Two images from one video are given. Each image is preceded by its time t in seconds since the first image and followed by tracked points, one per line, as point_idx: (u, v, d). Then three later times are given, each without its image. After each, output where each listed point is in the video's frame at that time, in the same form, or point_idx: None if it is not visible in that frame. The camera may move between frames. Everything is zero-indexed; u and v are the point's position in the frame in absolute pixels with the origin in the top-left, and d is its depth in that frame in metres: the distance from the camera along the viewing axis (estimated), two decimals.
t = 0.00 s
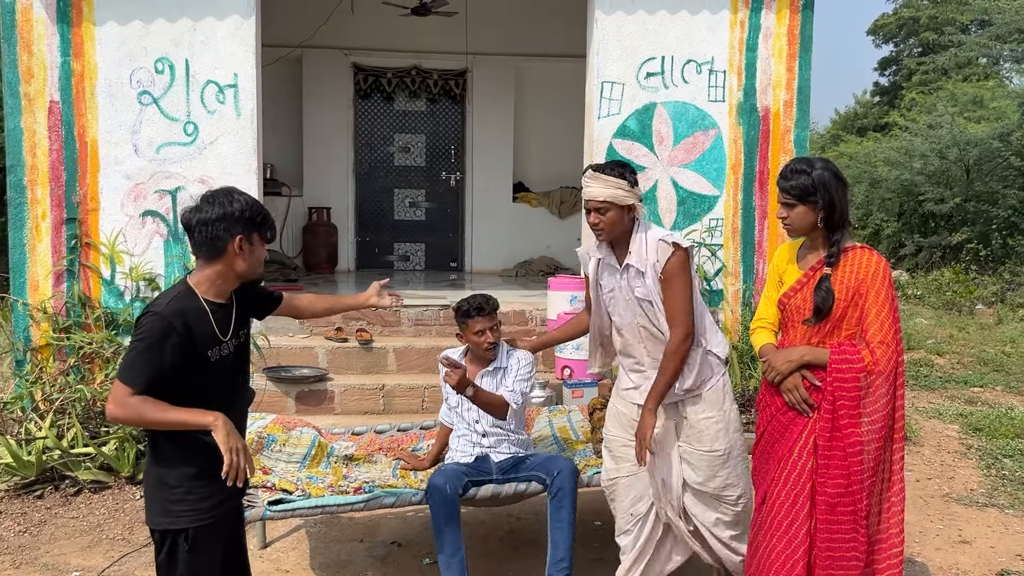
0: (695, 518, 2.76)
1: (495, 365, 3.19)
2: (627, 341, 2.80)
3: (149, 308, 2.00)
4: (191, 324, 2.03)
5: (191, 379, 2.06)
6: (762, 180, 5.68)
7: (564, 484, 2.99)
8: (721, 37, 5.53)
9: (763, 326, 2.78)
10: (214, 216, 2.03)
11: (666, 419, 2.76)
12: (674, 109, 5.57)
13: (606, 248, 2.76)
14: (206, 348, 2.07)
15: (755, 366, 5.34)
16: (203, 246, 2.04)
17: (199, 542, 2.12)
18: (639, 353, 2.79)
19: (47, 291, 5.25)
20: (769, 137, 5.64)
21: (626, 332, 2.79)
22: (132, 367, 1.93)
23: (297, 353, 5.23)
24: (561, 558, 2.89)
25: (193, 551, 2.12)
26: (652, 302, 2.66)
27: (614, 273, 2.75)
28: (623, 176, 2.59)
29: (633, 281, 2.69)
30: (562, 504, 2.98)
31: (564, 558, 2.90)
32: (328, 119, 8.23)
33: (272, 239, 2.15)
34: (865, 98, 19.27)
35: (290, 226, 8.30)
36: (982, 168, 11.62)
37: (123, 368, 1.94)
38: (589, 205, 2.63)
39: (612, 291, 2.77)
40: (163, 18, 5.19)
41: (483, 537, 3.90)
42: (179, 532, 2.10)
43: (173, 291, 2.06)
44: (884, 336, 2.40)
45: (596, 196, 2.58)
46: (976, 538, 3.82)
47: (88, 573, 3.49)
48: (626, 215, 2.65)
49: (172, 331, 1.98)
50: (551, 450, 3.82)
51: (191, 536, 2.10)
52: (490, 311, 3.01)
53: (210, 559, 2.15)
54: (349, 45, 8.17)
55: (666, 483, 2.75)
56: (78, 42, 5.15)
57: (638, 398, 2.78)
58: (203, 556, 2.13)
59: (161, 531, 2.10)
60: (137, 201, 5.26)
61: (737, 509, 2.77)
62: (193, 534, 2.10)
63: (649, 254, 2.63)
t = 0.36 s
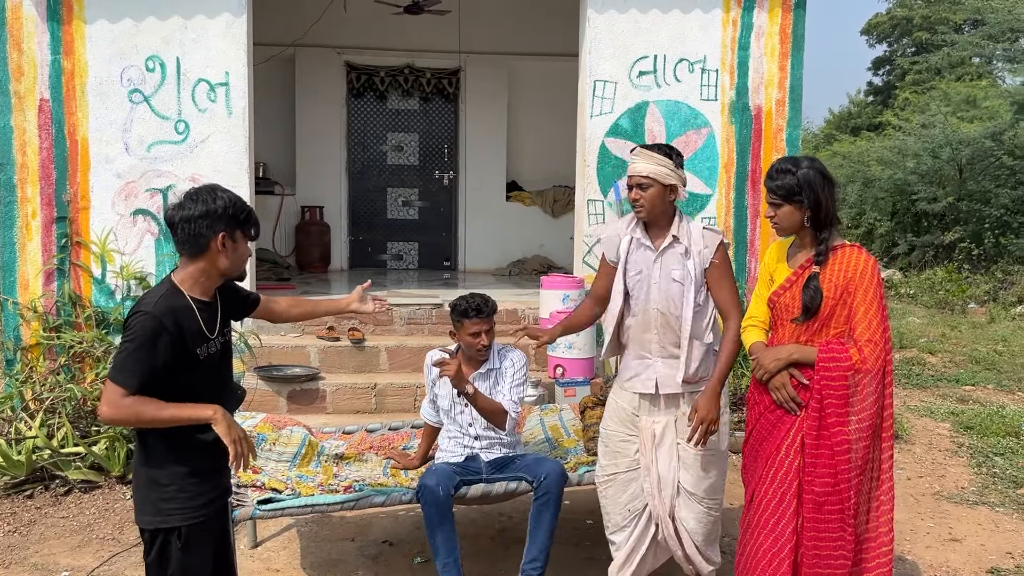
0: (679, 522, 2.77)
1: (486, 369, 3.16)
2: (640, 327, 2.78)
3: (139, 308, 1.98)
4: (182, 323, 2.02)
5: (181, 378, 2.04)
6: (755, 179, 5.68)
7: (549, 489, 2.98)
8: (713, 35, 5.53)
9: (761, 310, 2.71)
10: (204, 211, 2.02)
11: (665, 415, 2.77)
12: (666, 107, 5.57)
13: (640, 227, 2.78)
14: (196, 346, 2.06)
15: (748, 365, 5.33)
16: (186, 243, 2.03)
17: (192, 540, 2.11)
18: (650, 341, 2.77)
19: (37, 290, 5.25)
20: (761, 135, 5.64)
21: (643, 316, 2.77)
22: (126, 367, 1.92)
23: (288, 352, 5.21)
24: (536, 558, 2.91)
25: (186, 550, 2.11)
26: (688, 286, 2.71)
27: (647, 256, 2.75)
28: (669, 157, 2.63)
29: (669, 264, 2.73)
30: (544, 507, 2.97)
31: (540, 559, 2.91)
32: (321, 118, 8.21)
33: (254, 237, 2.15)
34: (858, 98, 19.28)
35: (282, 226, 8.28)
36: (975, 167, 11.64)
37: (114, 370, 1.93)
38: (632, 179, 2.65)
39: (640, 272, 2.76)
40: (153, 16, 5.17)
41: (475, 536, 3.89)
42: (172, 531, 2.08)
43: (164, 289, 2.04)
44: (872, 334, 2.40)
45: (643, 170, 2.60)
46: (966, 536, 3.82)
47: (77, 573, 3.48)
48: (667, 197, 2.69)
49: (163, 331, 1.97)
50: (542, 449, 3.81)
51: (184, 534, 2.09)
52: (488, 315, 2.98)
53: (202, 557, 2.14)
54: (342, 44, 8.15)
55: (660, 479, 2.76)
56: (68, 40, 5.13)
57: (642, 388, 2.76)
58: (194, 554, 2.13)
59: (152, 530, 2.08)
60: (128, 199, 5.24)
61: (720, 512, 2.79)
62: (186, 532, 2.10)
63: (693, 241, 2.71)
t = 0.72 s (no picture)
0: (677, 520, 2.76)
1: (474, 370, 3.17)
2: (634, 321, 2.74)
3: (116, 307, 1.98)
4: (158, 321, 2.01)
5: (157, 375, 2.04)
6: (746, 178, 5.69)
7: (542, 490, 2.97)
8: (705, 34, 5.53)
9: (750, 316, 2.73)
10: (185, 213, 2.02)
11: (657, 414, 2.76)
12: (658, 106, 5.57)
13: (627, 223, 2.74)
14: (173, 344, 2.05)
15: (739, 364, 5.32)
16: (170, 243, 2.05)
17: (169, 532, 2.09)
18: (647, 336, 2.73)
19: (28, 289, 5.23)
20: (753, 134, 5.65)
21: (636, 310, 2.73)
22: (99, 363, 1.93)
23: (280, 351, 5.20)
24: (543, 563, 2.88)
25: (164, 542, 2.09)
26: (683, 278, 2.70)
27: (636, 249, 2.71)
28: (643, 151, 2.61)
29: (660, 258, 2.71)
30: (541, 509, 2.95)
31: (547, 563, 2.88)
32: (314, 117, 8.20)
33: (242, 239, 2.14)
34: (852, 97, 19.33)
35: (275, 225, 8.26)
36: (967, 166, 11.68)
37: (92, 365, 1.94)
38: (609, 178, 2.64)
39: (629, 264, 2.72)
40: (144, 14, 5.15)
41: (466, 534, 3.88)
42: (150, 522, 2.08)
43: (146, 288, 2.06)
44: (859, 334, 2.40)
45: (619, 168, 2.59)
46: (955, 533, 3.83)
47: (66, 573, 3.46)
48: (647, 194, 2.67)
49: (137, 329, 1.96)
50: (532, 448, 3.81)
51: (161, 525, 2.08)
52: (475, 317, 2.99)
53: (180, 551, 2.12)
54: (335, 43, 8.14)
55: (656, 480, 2.74)
56: (58, 38, 5.11)
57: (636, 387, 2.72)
58: (173, 548, 2.11)
59: (132, 521, 2.09)
60: (118, 198, 5.22)
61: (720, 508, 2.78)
62: (163, 524, 2.08)
63: (683, 234, 2.71)
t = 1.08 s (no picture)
0: (656, 518, 2.79)
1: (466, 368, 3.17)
2: (602, 330, 2.78)
3: (139, 292, 2.20)
4: (168, 312, 2.19)
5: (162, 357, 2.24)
6: (740, 177, 5.70)
7: (533, 491, 2.96)
8: (699, 34, 5.54)
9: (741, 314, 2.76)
10: (191, 223, 2.17)
11: (633, 416, 2.78)
12: (652, 105, 5.58)
13: (597, 235, 2.77)
14: (178, 335, 2.20)
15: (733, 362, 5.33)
16: (191, 250, 2.21)
17: (153, 510, 2.26)
18: (614, 344, 2.77)
19: (20, 288, 5.20)
20: (747, 133, 5.66)
21: (605, 319, 2.77)
22: (112, 337, 2.17)
23: (274, 351, 5.19)
24: (525, 558, 2.90)
25: (151, 520, 2.26)
26: (648, 285, 2.70)
27: (603, 259, 2.75)
28: (590, 165, 2.58)
29: (626, 265, 2.72)
30: (530, 509, 2.96)
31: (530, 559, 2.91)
32: (308, 116, 8.19)
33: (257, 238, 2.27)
34: (845, 96, 19.37)
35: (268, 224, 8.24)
36: (960, 165, 11.72)
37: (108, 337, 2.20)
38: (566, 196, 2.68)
39: (597, 275, 2.75)
40: (137, 13, 5.13)
41: (460, 533, 3.89)
42: (141, 499, 2.28)
43: (170, 282, 2.24)
44: (855, 332, 2.40)
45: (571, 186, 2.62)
46: (948, 531, 3.85)
47: (60, 573, 3.45)
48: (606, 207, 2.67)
49: (144, 317, 2.16)
50: (527, 446, 3.82)
51: (147, 502, 2.26)
52: (464, 314, 2.99)
53: (164, 530, 2.26)
54: (329, 41, 8.13)
55: (630, 479, 2.76)
56: (50, 36, 5.09)
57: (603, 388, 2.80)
58: (157, 526, 2.26)
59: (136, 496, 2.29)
60: (111, 197, 5.20)
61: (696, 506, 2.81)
62: (148, 502, 2.26)
63: (648, 239, 2.70)
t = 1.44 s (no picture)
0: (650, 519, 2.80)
1: (463, 371, 3.16)
2: (597, 327, 2.80)
3: (144, 280, 2.21)
4: (172, 301, 2.20)
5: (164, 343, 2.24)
6: (735, 176, 5.71)
7: (530, 489, 2.96)
8: (694, 33, 5.55)
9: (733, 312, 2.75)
10: (199, 213, 2.23)
11: (628, 415, 2.80)
12: (647, 104, 5.58)
13: (596, 230, 2.77)
14: (181, 324, 2.21)
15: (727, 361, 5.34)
16: (196, 242, 2.24)
17: (140, 497, 2.24)
18: (606, 340, 2.78)
19: (13, 288, 5.18)
20: (741, 133, 5.67)
21: (600, 315, 2.78)
22: (114, 322, 2.17)
23: (268, 351, 5.18)
24: (528, 561, 2.90)
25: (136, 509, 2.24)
26: (640, 283, 2.70)
27: (600, 255, 2.76)
28: (594, 160, 2.57)
29: (622, 262, 2.72)
30: (528, 508, 2.96)
31: (532, 561, 2.90)
32: (302, 114, 8.17)
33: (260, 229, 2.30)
34: (839, 95, 19.41)
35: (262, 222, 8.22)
36: (953, 164, 11.78)
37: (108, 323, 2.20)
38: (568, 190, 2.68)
39: (594, 271, 2.78)
40: (130, 11, 5.11)
41: (455, 532, 3.89)
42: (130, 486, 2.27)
43: (176, 271, 2.25)
44: (856, 330, 2.42)
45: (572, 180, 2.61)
46: (942, 530, 3.86)
47: (54, 573, 3.44)
48: (607, 203, 2.66)
49: (148, 304, 2.16)
50: (522, 445, 3.82)
51: (134, 489, 2.25)
52: (462, 313, 2.97)
53: (148, 519, 2.24)
54: (323, 40, 8.11)
55: (626, 478, 2.78)
56: (43, 35, 5.06)
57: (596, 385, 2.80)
58: (143, 514, 2.24)
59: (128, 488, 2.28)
60: (105, 196, 5.19)
61: (685, 514, 2.84)
62: (137, 490, 2.25)
63: (645, 238, 2.68)
